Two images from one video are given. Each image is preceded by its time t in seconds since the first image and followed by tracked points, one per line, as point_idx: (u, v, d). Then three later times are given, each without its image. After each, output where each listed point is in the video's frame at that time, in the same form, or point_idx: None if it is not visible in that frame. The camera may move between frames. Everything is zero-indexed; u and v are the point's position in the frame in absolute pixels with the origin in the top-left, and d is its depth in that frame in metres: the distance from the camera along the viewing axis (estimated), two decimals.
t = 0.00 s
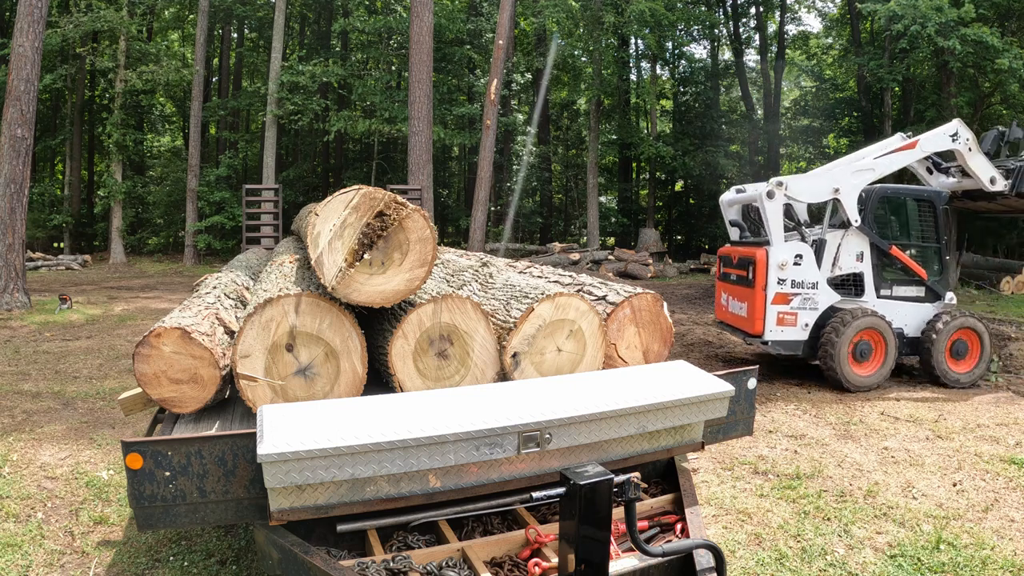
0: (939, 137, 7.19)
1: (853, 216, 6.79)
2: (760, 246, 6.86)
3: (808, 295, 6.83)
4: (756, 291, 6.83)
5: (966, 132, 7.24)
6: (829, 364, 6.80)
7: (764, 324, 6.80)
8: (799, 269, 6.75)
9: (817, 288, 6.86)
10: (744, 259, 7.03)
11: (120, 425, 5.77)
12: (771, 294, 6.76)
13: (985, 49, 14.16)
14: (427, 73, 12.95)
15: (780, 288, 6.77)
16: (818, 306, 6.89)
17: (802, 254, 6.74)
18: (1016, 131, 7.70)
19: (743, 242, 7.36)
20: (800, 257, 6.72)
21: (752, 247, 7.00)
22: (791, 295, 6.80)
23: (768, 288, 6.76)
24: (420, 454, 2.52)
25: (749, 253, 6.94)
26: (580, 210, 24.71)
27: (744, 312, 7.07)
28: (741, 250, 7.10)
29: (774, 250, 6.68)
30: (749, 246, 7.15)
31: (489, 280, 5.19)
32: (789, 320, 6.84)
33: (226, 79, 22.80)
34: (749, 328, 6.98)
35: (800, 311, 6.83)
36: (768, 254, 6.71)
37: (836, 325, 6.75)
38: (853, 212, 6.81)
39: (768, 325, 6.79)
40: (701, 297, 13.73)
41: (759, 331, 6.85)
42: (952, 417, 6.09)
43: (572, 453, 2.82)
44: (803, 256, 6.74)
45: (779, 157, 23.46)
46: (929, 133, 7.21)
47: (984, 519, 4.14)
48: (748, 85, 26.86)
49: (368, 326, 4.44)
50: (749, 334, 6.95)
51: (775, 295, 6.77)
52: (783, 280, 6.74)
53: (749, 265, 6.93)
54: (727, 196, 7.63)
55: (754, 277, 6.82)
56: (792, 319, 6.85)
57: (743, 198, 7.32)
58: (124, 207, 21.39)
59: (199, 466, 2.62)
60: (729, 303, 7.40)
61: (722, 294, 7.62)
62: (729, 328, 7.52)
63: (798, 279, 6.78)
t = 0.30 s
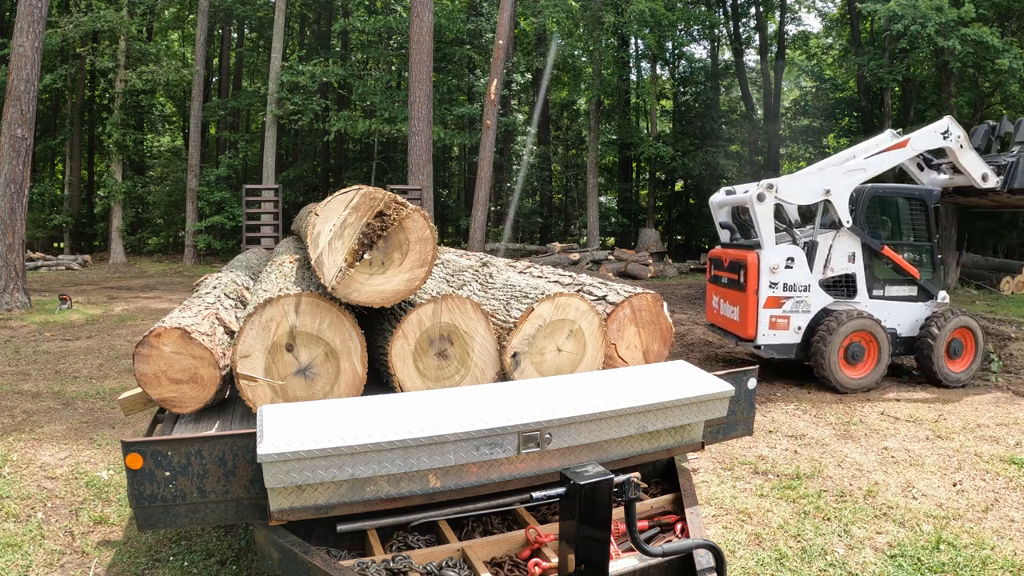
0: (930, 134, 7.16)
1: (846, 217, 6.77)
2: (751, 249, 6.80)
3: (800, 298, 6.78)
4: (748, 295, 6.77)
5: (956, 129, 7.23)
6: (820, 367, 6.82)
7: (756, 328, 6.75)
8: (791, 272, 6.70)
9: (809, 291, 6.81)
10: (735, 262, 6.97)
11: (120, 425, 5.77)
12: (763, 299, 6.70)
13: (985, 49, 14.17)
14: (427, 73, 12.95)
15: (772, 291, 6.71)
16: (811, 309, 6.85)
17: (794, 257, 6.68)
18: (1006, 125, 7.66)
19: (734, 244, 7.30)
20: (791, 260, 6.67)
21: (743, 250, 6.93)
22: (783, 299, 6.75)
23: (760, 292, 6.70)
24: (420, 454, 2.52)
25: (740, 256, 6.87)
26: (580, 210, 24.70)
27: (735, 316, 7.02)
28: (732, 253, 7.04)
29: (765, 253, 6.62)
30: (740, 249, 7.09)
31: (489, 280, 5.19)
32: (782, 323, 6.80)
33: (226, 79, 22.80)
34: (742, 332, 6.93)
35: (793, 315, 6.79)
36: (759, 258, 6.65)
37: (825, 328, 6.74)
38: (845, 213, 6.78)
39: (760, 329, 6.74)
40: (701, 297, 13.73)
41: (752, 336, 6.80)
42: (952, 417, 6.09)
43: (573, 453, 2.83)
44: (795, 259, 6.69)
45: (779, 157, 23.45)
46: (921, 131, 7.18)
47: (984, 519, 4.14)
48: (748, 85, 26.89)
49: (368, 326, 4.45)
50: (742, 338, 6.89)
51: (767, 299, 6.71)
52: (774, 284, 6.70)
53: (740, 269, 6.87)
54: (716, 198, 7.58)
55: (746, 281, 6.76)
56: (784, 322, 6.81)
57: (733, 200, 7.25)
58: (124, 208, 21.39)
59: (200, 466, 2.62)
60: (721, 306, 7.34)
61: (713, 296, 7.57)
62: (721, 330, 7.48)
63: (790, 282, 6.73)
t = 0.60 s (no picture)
0: (937, 136, 7.20)
1: (853, 217, 6.79)
2: (761, 249, 6.78)
3: (810, 298, 6.77)
4: (758, 294, 6.74)
5: (962, 131, 7.27)
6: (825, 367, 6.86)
7: (766, 328, 6.72)
8: (801, 271, 6.68)
9: (819, 290, 6.80)
10: (745, 262, 6.94)
11: (120, 425, 5.77)
12: (773, 298, 6.68)
13: (985, 49, 14.18)
14: (427, 73, 12.95)
15: (782, 291, 6.69)
16: (820, 308, 6.85)
17: (804, 257, 6.67)
18: (1009, 128, 7.57)
19: (742, 243, 7.27)
20: (802, 259, 6.65)
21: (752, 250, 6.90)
22: (793, 298, 6.72)
23: (770, 292, 6.68)
24: (420, 454, 2.52)
25: (750, 256, 6.85)
26: (580, 210, 24.70)
27: (744, 316, 7.00)
28: (741, 253, 7.01)
29: (776, 252, 6.60)
30: (749, 248, 7.06)
31: (489, 280, 5.18)
32: (791, 323, 6.78)
33: (226, 79, 22.81)
34: (751, 331, 6.90)
35: (802, 314, 6.77)
36: (770, 257, 6.63)
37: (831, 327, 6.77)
38: (853, 212, 6.80)
39: (770, 329, 6.71)
40: (701, 297, 13.73)
41: (762, 335, 6.77)
42: (952, 417, 6.09)
43: (572, 453, 2.83)
44: (805, 258, 6.67)
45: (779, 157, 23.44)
46: (926, 133, 7.22)
47: (984, 519, 4.14)
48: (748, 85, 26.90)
49: (368, 326, 4.44)
50: (751, 337, 6.87)
51: (777, 299, 6.69)
52: (784, 283, 6.67)
53: (750, 268, 6.84)
54: (723, 197, 7.58)
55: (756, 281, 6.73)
56: (794, 322, 6.79)
57: (741, 199, 7.19)
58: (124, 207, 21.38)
59: (199, 466, 2.62)
60: (728, 306, 7.31)
61: (720, 296, 7.55)
62: (728, 330, 7.45)
63: (800, 281, 6.71)
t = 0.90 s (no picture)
0: (952, 139, 7.17)
1: (877, 216, 6.81)
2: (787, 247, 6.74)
3: (836, 297, 6.77)
4: (785, 293, 6.70)
5: (975, 134, 7.23)
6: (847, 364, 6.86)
7: (793, 326, 6.68)
8: (828, 270, 6.67)
9: (844, 289, 6.81)
10: (768, 261, 6.89)
11: (120, 425, 5.77)
12: (801, 296, 6.65)
13: (985, 49, 14.18)
14: (427, 73, 12.95)
15: (808, 289, 6.66)
16: (844, 307, 6.84)
17: (830, 255, 6.66)
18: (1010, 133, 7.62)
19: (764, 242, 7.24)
20: (828, 258, 6.65)
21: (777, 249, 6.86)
22: (819, 297, 6.72)
23: (798, 290, 6.65)
24: (420, 454, 2.52)
25: (775, 255, 6.81)
26: (580, 210, 24.70)
27: (768, 315, 6.95)
28: (765, 252, 6.96)
29: (803, 251, 6.57)
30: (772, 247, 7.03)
31: (489, 280, 5.18)
32: (817, 321, 6.76)
33: (226, 79, 22.81)
34: (776, 330, 6.86)
35: (829, 313, 6.76)
36: (797, 256, 6.60)
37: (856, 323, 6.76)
38: (876, 212, 6.83)
39: (797, 327, 6.68)
40: (701, 297, 13.74)
41: (789, 334, 6.73)
42: (952, 417, 6.09)
43: (572, 453, 2.83)
44: (831, 257, 6.67)
45: (780, 157, 23.44)
46: (942, 135, 7.18)
47: (984, 519, 4.14)
48: (748, 85, 26.91)
49: (367, 326, 4.45)
50: (777, 336, 6.82)
51: (804, 298, 6.66)
52: (812, 281, 6.65)
53: (776, 267, 6.79)
54: (741, 197, 7.59)
55: (782, 279, 6.68)
56: (820, 320, 6.77)
57: (764, 198, 7.16)
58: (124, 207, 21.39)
59: (200, 466, 2.62)
60: (750, 306, 7.25)
61: (739, 295, 7.49)
62: (748, 329, 7.39)
63: (826, 280, 6.70)
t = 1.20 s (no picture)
0: (969, 143, 7.20)
1: (904, 218, 6.83)
2: (819, 249, 6.68)
3: (867, 298, 6.74)
4: (819, 295, 6.63)
5: (988, 139, 7.30)
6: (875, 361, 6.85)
7: (827, 329, 6.63)
8: (860, 272, 6.65)
9: (873, 290, 6.79)
10: (799, 263, 6.84)
11: (120, 425, 5.77)
12: (835, 298, 6.60)
13: (985, 49, 14.20)
14: (427, 73, 12.95)
15: (843, 291, 6.62)
16: (874, 308, 6.83)
17: (862, 257, 6.64)
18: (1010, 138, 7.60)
19: (790, 244, 7.18)
20: (860, 260, 6.62)
21: (808, 250, 6.80)
22: (852, 299, 6.67)
23: (832, 292, 6.59)
24: (420, 454, 2.52)
25: (807, 256, 6.75)
26: (580, 210, 24.71)
27: (799, 316, 6.90)
28: (795, 253, 6.90)
29: (838, 253, 6.53)
30: (801, 248, 6.96)
31: (489, 280, 5.17)
32: (849, 323, 6.72)
33: (226, 79, 22.81)
34: (809, 333, 6.79)
35: (860, 314, 6.73)
36: (832, 258, 6.55)
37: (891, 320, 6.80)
38: (902, 213, 6.84)
39: (831, 329, 6.62)
40: (701, 297, 13.74)
41: (823, 336, 6.66)
42: (952, 417, 6.09)
43: (572, 453, 2.83)
44: (862, 259, 6.65)
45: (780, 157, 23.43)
46: (960, 138, 7.20)
47: (984, 519, 4.14)
48: (748, 85, 26.91)
49: (367, 326, 4.45)
50: (810, 338, 6.75)
51: (838, 300, 6.61)
52: (845, 283, 6.61)
53: (808, 269, 6.73)
54: (763, 197, 7.53)
55: (816, 281, 6.63)
56: (852, 322, 6.73)
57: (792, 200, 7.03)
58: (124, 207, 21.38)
59: (199, 466, 2.62)
60: (778, 308, 7.17)
61: (763, 297, 7.42)
62: (773, 331, 7.33)
63: (858, 281, 6.67)
